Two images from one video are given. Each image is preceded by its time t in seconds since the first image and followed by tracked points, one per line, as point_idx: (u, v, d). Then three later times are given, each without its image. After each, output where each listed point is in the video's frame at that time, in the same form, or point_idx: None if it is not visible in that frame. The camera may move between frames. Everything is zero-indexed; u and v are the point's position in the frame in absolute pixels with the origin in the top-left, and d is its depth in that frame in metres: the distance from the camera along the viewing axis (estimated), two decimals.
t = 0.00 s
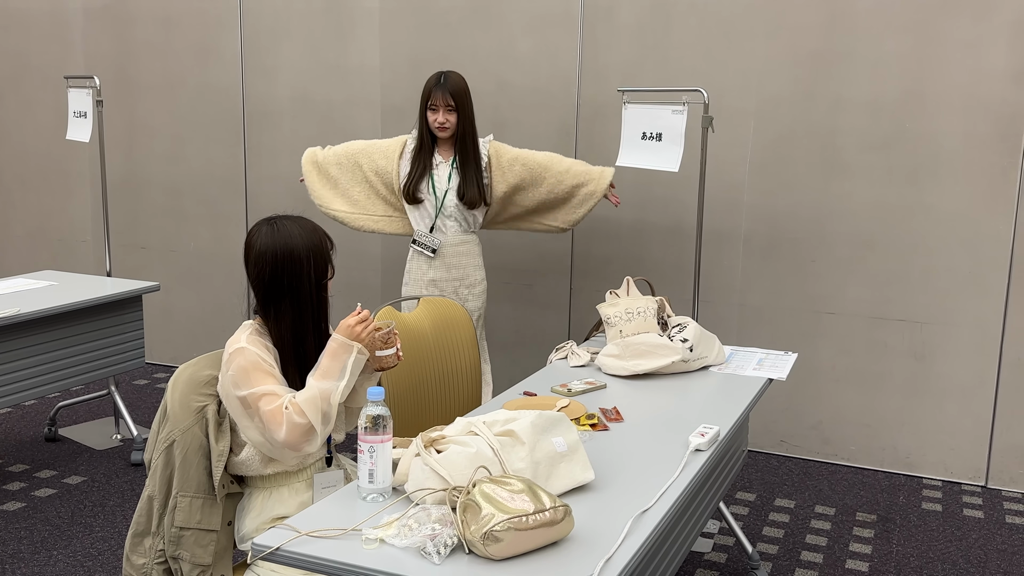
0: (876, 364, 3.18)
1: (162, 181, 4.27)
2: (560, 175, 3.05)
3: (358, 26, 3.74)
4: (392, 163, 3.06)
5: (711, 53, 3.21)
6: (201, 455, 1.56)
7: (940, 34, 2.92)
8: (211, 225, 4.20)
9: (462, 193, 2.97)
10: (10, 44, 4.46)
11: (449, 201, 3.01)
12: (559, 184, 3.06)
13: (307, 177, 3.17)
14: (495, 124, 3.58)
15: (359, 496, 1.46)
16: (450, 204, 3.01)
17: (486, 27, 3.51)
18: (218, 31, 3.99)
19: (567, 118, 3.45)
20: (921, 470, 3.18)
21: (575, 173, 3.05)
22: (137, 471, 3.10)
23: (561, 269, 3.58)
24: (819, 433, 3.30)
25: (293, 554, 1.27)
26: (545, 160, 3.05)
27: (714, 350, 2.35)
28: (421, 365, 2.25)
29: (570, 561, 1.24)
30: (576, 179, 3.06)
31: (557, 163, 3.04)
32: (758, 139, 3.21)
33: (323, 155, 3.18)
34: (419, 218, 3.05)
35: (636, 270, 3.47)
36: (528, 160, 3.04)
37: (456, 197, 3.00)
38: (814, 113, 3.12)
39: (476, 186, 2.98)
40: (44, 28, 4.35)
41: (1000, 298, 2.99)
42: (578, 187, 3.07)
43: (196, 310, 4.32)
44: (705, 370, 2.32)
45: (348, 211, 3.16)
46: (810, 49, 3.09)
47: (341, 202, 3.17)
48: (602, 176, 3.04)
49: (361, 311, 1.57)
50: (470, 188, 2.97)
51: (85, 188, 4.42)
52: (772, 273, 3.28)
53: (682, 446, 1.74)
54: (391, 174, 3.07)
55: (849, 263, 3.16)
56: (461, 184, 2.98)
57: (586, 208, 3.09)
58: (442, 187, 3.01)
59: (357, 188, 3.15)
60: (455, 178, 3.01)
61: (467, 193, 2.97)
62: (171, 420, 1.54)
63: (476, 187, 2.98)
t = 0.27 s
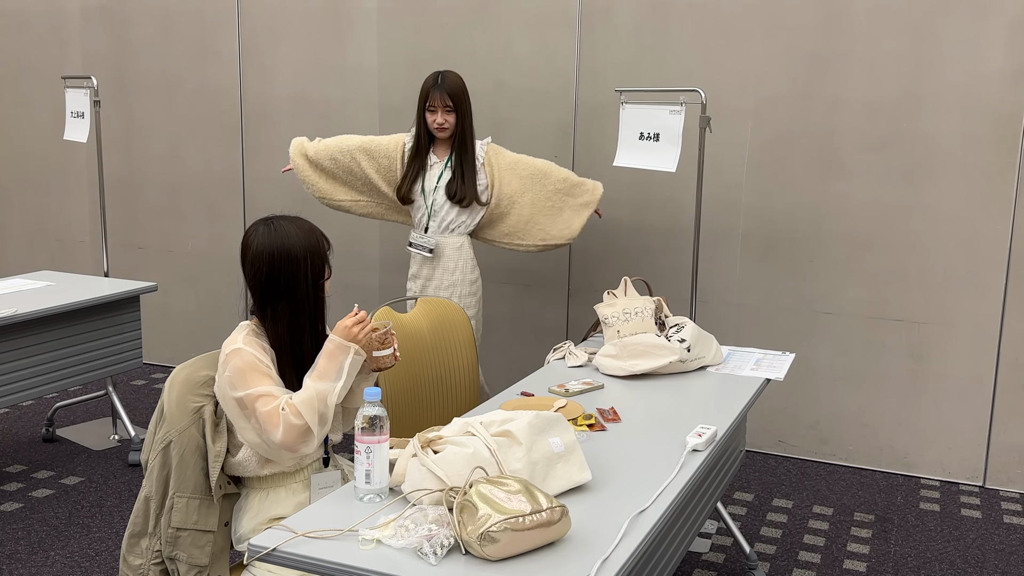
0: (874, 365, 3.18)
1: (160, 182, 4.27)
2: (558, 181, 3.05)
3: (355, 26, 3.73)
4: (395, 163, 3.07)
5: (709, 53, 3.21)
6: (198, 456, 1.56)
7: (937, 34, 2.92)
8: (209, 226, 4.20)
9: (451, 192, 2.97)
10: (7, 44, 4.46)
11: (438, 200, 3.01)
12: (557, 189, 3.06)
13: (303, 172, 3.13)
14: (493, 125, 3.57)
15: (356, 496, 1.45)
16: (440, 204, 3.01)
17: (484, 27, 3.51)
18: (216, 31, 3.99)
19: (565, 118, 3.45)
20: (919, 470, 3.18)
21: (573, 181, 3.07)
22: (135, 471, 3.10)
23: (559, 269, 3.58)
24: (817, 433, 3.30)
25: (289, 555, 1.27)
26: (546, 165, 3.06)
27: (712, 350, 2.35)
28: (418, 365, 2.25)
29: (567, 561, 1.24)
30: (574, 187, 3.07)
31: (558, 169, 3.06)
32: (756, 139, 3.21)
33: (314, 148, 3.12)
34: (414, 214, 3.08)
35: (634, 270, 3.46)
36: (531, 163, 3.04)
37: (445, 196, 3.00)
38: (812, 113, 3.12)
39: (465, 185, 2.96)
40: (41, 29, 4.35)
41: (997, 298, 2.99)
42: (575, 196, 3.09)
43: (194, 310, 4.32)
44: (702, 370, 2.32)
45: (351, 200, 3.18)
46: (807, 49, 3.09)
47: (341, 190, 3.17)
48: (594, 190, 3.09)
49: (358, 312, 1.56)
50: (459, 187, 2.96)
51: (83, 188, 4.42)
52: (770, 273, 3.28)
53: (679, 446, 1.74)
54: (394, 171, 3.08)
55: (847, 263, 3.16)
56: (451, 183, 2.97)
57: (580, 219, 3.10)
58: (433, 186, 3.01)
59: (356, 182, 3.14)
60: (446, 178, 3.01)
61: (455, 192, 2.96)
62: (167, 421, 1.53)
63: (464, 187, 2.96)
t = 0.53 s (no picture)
0: (872, 364, 3.18)
1: (158, 182, 4.27)
2: (558, 177, 3.05)
3: (354, 26, 3.73)
4: (390, 164, 3.05)
5: (707, 54, 3.21)
6: (196, 456, 1.56)
7: (936, 34, 2.92)
8: (208, 226, 4.20)
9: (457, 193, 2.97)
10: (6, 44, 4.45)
11: (444, 201, 3.02)
12: (557, 185, 3.06)
13: (307, 178, 3.17)
14: (492, 125, 3.57)
15: (354, 497, 1.45)
16: (445, 204, 3.02)
17: (483, 27, 3.51)
18: (215, 31, 3.99)
19: (564, 118, 3.45)
20: (918, 470, 3.18)
21: (574, 175, 3.05)
22: (133, 472, 3.10)
23: (558, 269, 3.58)
24: (816, 433, 3.31)
25: (288, 555, 1.27)
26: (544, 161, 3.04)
27: (710, 350, 2.35)
28: (417, 364, 2.25)
29: (565, 561, 1.24)
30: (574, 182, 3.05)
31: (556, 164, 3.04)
32: (755, 139, 3.21)
33: (323, 158, 3.18)
34: (415, 218, 3.06)
35: (633, 270, 3.46)
36: (528, 161, 3.04)
37: (451, 196, 3.00)
38: (810, 113, 3.12)
39: (471, 185, 2.96)
40: (40, 29, 4.35)
41: (996, 298, 2.99)
42: (577, 188, 3.07)
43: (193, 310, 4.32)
44: (701, 370, 2.32)
45: (346, 213, 3.16)
46: (805, 50, 3.09)
47: (339, 204, 3.17)
48: (600, 177, 3.04)
49: (356, 312, 1.56)
50: (465, 187, 2.96)
51: (82, 188, 4.41)
52: (768, 273, 3.28)
53: (677, 446, 1.74)
54: (389, 174, 3.07)
55: (845, 263, 3.16)
56: (456, 184, 2.97)
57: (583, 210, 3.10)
58: (438, 187, 3.01)
59: (356, 189, 3.15)
60: (451, 178, 3.00)
61: (462, 193, 2.96)
62: (165, 421, 1.53)
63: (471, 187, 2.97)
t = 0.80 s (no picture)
0: (872, 364, 3.19)
1: (158, 182, 4.27)
2: (558, 181, 3.06)
3: (354, 26, 3.73)
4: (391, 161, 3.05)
5: (707, 53, 3.21)
6: (195, 456, 1.55)
7: (935, 34, 2.92)
8: (207, 226, 4.20)
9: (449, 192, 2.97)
10: (5, 44, 4.45)
11: (436, 200, 3.01)
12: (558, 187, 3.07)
13: (299, 173, 3.13)
14: (491, 125, 3.57)
15: (354, 497, 1.45)
16: (437, 204, 3.01)
17: (482, 27, 3.51)
18: (214, 31, 3.99)
19: (563, 118, 3.45)
20: (917, 470, 3.18)
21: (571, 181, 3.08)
22: (133, 472, 3.10)
23: (557, 269, 3.58)
24: (815, 433, 3.31)
25: (287, 555, 1.27)
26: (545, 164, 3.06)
27: (710, 350, 2.35)
28: (417, 365, 2.25)
29: (564, 561, 1.24)
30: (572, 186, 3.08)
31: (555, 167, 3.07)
32: (754, 139, 3.21)
33: (313, 151, 3.13)
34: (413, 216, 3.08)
35: (633, 270, 3.47)
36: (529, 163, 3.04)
37: (442, 196, 3.00)
38: (810, 113, 3.12)
39: (464, 185, 2.96)
40: (40, 29, 4.34)
41: (996, 298, 2.99)
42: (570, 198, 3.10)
43: (192, 310, 4.32)
44: (700, 370, 2.32)
45: (347, 203, 3.18)
46: (805, 50, 3.09)
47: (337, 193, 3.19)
48: (592, 190, 3.10)
49: (356, 312, 1.55)
50: (458, 186, 2.96)
51: (81, 188, 4.41)
52: (768, 273, 3.28)
53: (677, 446, 1.74)
54: (391, 171, 3.08)
55: (845, 263, 3.16)
56: (449, 183, 2.97)
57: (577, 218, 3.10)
58: (431, 185, 3.01)
59: (353, 184, 3.14)
60: (443, 178, 3.01)
61: (454, 193, 2.96)
62: (165, 421, 1.53)
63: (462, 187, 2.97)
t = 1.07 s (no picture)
0: (871, 364, 3.19)
1: (157, 182, 4.26)
2: (555, 177, 3.06)
3: (353, 26, 3.73)
4: (386, 163, 3.05)
5: (706, 54, 3.21)
6: (195, 457, 1.55)
7: (935, 34, 2.92)
8: (206, 226, 4.20)
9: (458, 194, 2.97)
10: (5, 44, 4.45)
11: (443, 202, 3.01)
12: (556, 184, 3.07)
13: (302, 177, 3.17)
14: (490, 125, 3.57)
15: (353, 497, 1.45)
16: (444, 204, 3.01)
17: (481, 27, 3.51)
18: (214, 31, 3.99)
19: (563, 118, 3.45)
20: (916, 470, 3.19)
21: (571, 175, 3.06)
22: (132, 472, 3.09)
23: (556, 269, 3.58)
24: (814, 433, 3.31)
25: (287, 555, 1.27)
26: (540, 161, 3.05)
27: (709, 350, 2.35)
28: (416, 365, 2.25)
29: (564, 561, 1.24)
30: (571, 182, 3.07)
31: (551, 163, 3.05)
32: (753, 139, 3.21)
33: (319, 157, 3.19)
34: (414, 218, 3.05)
35: (632, 270, 3.47)
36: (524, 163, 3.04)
37: (451, 197, 3.00)
38: (809, 113, 3.12)
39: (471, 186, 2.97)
40: (39, 29, 4.34)
41: (995, 298, 2.99)
42: (572, 189, 3.09)
43: (192, 310, 4.32)
44: (700, 370, 2.32)
45: (341, 212, 3.16)
46: (804, 50, 3.09)
47: (334, 203, 3.17)
48: (597, 176, 3.07)
49: (357, 312, 1.56)
50: (465, 187, 2.97)
51: (80, 188, 4.41)
52: (767, 273, 3.28)
53: (676, 446, 1.74)
54: (385, 174, 3.06)
55: (844, 263, 3.17)
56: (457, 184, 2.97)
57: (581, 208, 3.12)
58: (437, 187, 3.00)
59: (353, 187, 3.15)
60: (450, 179, 3.00)
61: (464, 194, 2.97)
62: (165, 421, 1.53)
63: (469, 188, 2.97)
